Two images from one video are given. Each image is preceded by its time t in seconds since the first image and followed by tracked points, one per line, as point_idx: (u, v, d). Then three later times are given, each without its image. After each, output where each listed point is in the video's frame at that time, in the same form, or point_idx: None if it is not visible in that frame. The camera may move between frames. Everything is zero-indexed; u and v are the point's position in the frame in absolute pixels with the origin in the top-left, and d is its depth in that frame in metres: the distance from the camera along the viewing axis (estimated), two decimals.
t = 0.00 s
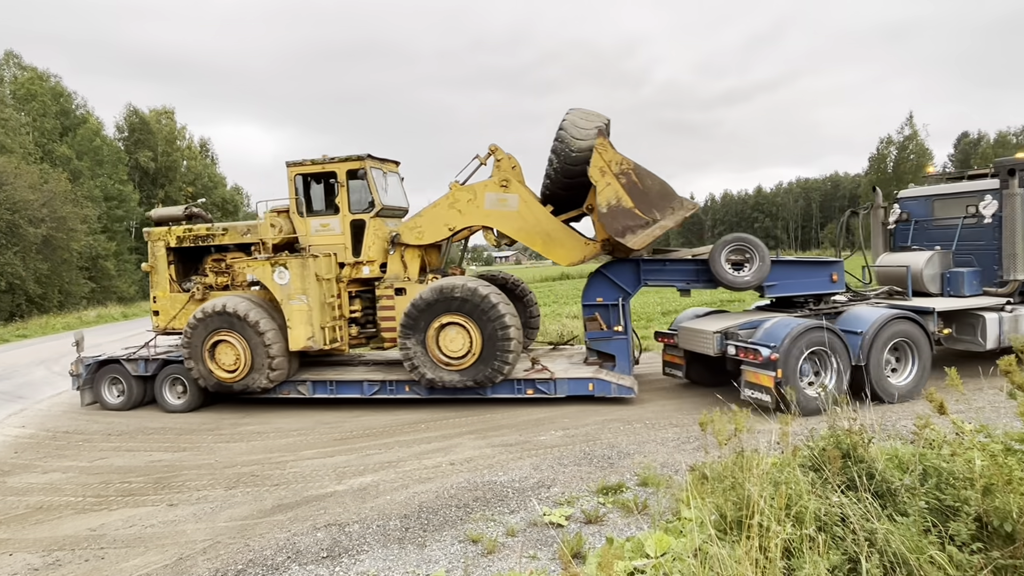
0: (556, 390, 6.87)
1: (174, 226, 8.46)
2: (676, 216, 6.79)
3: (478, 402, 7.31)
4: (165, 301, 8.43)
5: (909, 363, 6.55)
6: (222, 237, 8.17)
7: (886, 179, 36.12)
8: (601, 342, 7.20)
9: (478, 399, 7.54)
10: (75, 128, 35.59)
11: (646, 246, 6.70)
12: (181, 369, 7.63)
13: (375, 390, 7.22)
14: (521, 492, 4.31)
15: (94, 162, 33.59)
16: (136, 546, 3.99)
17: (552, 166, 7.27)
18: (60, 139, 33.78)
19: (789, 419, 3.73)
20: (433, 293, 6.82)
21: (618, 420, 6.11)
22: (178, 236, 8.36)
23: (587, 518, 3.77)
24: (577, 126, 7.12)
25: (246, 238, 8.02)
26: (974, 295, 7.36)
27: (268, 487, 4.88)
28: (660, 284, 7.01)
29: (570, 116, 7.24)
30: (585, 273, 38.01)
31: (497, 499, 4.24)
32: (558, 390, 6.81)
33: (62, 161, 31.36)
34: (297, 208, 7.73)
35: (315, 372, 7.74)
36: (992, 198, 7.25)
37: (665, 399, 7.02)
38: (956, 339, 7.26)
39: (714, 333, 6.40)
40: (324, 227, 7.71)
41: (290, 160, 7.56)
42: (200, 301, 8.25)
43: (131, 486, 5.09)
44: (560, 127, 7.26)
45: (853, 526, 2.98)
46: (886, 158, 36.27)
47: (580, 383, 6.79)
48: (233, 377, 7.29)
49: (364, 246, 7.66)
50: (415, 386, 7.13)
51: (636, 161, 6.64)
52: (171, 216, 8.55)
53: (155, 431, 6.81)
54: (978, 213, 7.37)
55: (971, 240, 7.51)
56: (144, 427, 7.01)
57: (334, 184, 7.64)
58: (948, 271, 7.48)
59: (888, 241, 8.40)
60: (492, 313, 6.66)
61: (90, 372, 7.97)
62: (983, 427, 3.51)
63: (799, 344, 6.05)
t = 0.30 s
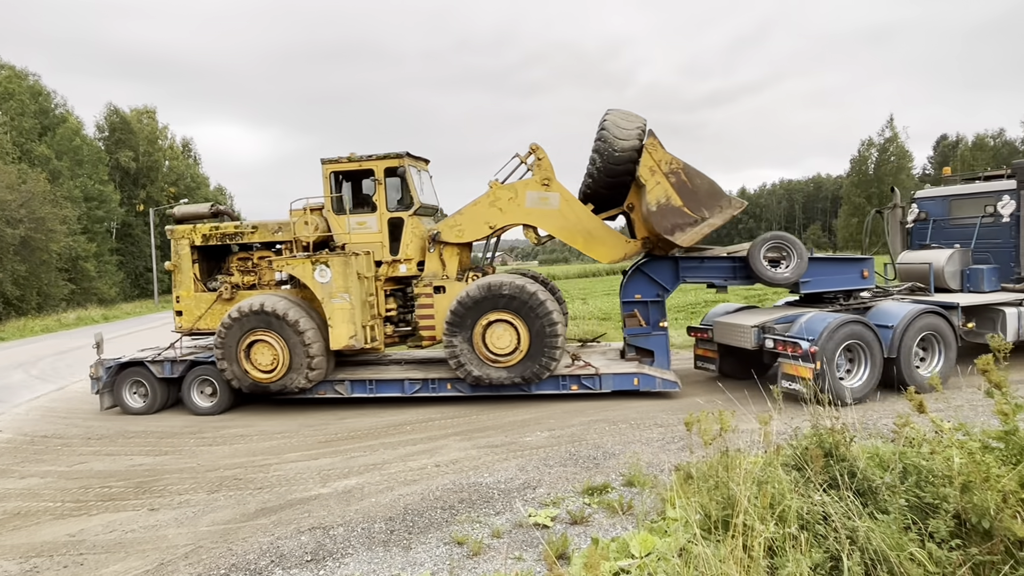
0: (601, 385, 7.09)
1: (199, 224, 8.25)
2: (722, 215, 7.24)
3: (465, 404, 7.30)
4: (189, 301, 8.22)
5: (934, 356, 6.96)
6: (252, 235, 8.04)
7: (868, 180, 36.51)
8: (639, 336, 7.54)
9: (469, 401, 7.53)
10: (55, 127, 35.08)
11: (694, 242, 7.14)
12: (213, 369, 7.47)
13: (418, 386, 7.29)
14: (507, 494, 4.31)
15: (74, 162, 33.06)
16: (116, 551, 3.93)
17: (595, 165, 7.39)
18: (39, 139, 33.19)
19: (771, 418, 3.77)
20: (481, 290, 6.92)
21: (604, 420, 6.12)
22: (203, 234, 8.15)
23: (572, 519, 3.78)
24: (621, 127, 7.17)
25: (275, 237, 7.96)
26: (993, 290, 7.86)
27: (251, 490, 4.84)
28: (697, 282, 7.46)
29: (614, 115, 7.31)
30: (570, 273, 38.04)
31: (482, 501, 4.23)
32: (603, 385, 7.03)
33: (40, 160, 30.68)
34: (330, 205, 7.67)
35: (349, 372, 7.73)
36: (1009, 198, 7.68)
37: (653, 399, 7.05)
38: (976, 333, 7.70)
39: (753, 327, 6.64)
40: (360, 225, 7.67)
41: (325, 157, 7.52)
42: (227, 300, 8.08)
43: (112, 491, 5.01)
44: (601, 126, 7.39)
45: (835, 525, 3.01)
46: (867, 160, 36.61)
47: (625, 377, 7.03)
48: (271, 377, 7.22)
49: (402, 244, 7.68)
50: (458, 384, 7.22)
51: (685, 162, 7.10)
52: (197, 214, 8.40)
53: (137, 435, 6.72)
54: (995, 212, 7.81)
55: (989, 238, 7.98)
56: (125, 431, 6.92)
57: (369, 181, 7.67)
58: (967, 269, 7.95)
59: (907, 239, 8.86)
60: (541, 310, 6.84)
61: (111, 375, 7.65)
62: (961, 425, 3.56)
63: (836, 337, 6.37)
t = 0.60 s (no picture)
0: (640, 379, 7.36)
1: (226, 222, 8.09)
2: (763, 213, 7.52)
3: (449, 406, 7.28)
4: (214, 301, 8.07)
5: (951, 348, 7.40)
6: (282, 233, 7.92)
7: (846, 182, 37.01)
8: (672, 331, 7.98)
9: (455, 403, 7.52)
10: (27, 126, 34.38)
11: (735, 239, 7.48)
12: (245, 370, 7.33)
13: (458, 383, 7.34)
14: (488, 495, 4.31)
15: (48, 162, 32.40)
16: (90, 558, 3.86)
17: (631, 165, 7.72)
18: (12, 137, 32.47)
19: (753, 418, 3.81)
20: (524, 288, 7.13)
21: (585, 421, 6.13)
22: (230, 232, 8.00)
23: (554, 520, 3.78)
24: (656, 128, 7.54)
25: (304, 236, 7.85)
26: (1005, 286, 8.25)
27: (230, 494, 4.78)
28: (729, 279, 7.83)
29: (649, 116, 7.65)
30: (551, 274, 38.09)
31: (464, 502, 4.22)
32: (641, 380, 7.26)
33: (12, 160, 29.93)
34: (365, 204, 7.73)
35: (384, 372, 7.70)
36: (1019, 198, 8.11)
37: (637, 399, 7.09)
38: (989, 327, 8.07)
39: (782, 321, 7.07)
40: (395, 224, 7.76)
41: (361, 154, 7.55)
42: (257, 299, 7.96)
43: (86, 497, 4.92)
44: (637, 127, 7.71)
45: (812, 522, 3.06)
46: (844, 163, 37.11)
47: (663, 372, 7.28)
48: (309, 377, 7.15)
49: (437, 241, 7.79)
50: (499, 380, 7.34)
51: (726, 162, 7.30)
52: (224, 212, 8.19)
53: (113, 439, 6.61)
54: (1006, 212, 8.24)
55: (999, 236, 8.39)
56: (101, 435, 6.80)
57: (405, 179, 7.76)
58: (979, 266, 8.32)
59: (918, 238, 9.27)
60: (586, 307, 7.06)
61: (134, 377, 7.47)
62: (934, 423, 3.61)
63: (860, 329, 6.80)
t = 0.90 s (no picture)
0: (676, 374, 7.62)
1: (253, 219, 7.95)
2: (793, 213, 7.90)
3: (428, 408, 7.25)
4: (240, 301, 7.98)
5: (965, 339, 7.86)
6: (312, 230, 7.86)
7: (818, 184, 37.67)
8: (700, 327, 8.34)
9: (434, 404, 7.50)
10: None
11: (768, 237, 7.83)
12: (278, 370, 7.23)
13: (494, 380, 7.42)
14: (465, 497, 4.30)
15: (14, 162, 31.62)
16: (57, 567, 3.77)
17: (665, 165, 8.02)
18: None
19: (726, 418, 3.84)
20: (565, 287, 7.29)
21: (563, 421, 6.14)
22: (258, 229, 7.87)
23: (531, 520, 3.79)
24: (687, 130, 7.96)
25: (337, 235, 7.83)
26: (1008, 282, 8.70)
27: (203, 499, 4.71)
28: (755, 275, 8.35)
29: (679, 120, 8.05)
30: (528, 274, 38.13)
31: (441, 504, 4.21)
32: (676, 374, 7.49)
33: None
34: (399, 202, 7.77)
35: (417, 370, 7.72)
36: (1019, 199, 8.63)
37: (616, 399, 7.14)
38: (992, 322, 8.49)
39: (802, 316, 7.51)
40: (428, 222, 7.80)
41: (395, 153, 7.60)
42: (288, 298, 7.90)
43: (55, 504, 4.81)
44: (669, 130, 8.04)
45: (785, 520, 3.09)
46: (817, 165, 37.80)
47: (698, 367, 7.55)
48: (347, 376, 7.13)
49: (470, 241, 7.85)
50: (536, 376, 7.51)
51: (761, 163, 7.69)
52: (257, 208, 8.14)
53: (82, 445, 6.47)
54: (1007, 212, 8.78)
55: (1000, 235, 8.93)
56: (70, 441, 6.64)
57: (440, 178, 7.82)
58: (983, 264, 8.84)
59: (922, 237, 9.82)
60: (625, 303, 7.31)
61: (159, 379, 7.25)
62: (903, 420, 3.65)
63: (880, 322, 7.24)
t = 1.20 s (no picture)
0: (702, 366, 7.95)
1: (280, 216, 7.86)
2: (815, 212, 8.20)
3: (403, 409, 7.23)
4: (267, 299, 7.85)
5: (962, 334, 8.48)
6: (342, 227, 7.85)
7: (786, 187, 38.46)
8: (723, 321, 8.75)
9: (410, 405, 7.46)
10: None
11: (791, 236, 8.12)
12: (311, 368, 7.19)
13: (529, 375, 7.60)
14: (439, 499, 4.28)
15: None
16: None
17: (689, 166, 8.35)
18: None
19: (698, 417, 3.86)
20: (599, 284, 7.52)
21: (537, 422, 6.16)
22: (287, 227, 7.81)
23: (505, 522, 3.79)
24: (710, 133, 8.33)
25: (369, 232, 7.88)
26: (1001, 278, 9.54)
27: (171, 505, 4.61)
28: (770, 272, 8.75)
29: (701, 123, 8.42)
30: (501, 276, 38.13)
31: (414, 507, 4.19)
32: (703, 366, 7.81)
33: None
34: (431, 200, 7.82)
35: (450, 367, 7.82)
36: (1012, 202, 9.44)
37: (591, 398, 7.20)
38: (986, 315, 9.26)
39: (813, 310, 8.07)
40: (461, 220, 7.88)
41: (428, 149, 7.63)
42: (318, 296, 7.87)
43: (15, 512, 4.66)
44: (692, 132, 8.39)
45: (754, 517, 3.14)
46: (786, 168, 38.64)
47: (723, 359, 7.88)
48: (383, 373, 7.15)
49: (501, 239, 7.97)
50: (569, 370, 7.73)
51: (785, 165, 8.01)
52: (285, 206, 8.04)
53: (43, 451, 6.27)
54: (999, 213, 9.61)
55: (994, 234, 9.77)
56: (30, 447, 6.44)
57: (471, 176, 7.86)
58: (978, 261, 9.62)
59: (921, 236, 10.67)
60: (657, 298, 7.58)
61: (186, 379, 7.10)
62: (868, 418, 3.74)
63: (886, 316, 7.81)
